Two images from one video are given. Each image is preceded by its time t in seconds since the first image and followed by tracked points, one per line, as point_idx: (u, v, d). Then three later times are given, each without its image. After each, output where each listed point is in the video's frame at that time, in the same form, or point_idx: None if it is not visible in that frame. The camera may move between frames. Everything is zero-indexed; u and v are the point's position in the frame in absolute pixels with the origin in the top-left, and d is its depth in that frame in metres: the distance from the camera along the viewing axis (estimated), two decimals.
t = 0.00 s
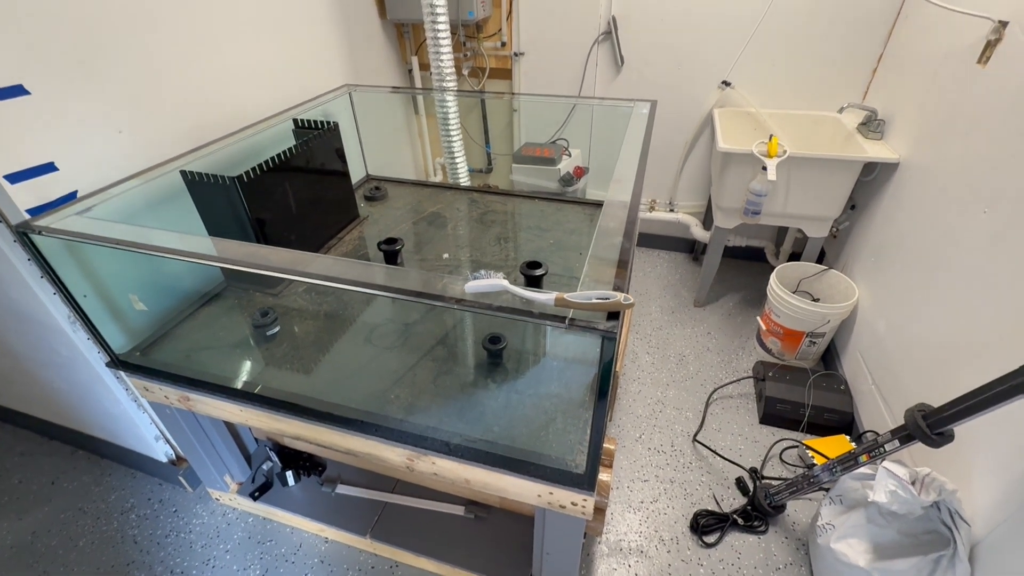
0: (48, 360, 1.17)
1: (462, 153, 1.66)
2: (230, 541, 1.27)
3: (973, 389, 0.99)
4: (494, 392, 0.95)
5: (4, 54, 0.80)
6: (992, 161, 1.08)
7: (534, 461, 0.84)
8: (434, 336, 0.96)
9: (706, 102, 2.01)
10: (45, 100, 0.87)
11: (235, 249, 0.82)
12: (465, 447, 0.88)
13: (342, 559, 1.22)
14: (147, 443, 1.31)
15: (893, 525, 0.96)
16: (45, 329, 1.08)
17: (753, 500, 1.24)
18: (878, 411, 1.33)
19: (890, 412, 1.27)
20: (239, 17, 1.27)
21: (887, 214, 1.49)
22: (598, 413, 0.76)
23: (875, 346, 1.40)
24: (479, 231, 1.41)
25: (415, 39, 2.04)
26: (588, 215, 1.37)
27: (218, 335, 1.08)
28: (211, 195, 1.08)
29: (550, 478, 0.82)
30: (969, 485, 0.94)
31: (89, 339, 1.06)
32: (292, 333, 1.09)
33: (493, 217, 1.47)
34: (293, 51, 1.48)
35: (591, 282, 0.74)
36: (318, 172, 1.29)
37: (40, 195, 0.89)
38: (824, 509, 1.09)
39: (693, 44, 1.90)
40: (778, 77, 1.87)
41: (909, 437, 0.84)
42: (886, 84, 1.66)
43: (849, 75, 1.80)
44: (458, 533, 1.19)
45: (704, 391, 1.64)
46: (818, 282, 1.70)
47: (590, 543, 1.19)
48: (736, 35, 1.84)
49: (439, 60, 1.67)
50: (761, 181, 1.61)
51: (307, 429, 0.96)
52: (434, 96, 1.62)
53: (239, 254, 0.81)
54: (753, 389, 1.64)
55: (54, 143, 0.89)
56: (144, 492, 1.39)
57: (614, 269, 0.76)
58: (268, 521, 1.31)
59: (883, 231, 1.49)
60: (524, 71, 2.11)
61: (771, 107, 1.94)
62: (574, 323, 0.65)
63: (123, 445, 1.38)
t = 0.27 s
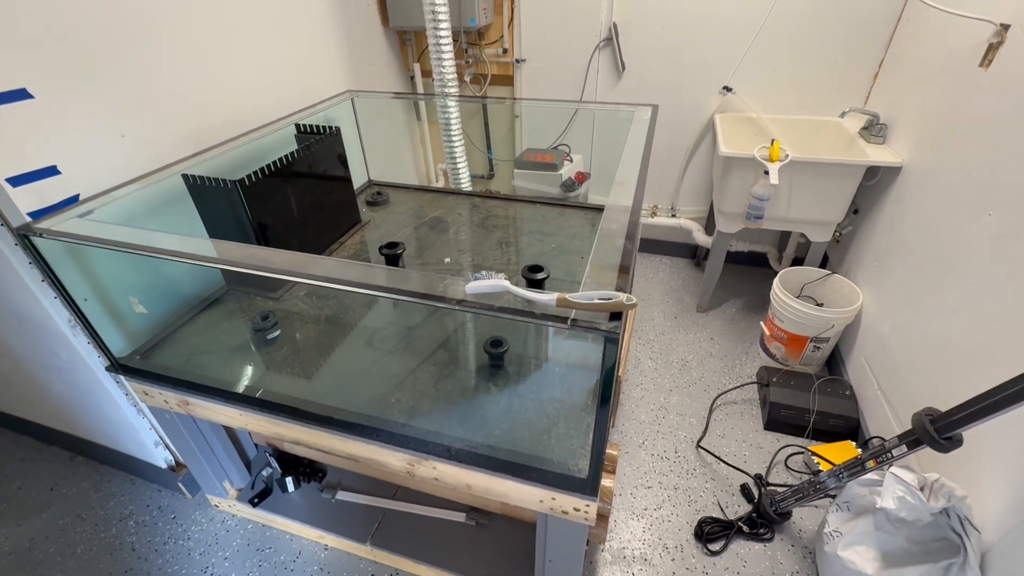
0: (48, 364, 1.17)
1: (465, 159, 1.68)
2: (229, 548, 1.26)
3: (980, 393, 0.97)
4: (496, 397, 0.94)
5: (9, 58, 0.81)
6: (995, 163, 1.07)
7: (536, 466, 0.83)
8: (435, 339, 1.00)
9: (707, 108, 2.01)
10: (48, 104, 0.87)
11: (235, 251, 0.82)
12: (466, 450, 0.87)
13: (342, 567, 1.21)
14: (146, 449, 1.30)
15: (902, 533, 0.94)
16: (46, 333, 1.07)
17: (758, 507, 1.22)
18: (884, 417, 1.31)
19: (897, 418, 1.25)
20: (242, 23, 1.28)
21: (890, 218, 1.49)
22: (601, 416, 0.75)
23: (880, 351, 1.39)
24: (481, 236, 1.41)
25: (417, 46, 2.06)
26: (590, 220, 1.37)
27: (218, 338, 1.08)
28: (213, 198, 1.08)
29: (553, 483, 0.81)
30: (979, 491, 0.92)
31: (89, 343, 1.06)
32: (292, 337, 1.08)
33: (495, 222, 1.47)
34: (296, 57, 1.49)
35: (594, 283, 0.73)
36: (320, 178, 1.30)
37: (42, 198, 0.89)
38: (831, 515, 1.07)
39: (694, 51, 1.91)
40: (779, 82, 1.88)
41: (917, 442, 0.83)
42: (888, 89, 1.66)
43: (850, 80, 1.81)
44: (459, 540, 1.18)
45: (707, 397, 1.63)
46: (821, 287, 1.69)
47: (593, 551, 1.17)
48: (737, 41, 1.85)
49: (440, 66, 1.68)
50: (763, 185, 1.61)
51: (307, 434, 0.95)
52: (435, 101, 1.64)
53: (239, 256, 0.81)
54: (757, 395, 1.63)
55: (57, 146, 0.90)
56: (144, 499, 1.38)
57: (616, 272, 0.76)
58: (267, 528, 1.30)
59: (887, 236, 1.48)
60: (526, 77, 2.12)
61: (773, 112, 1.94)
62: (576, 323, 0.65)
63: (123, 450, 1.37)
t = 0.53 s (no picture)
0: (51, 374, 1.17)
1: (468, 170, 1.69)
2: (228, 561, 1.24)
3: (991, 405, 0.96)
4: (499, 407, 0.93)
5: (19, 71, 0.82)
6: (1000, 172, 1.07)
7: (540, 477, 0.82)
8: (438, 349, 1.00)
9: (710, 120, 2.02)
10: (57, 115, 0.89)
11: (238, 259, 0.83)
12: (469, 461, 0.86)
13: None
14: (147, 460, 1.29)
15: (915, 548, 0.92)
16: (50, 343, 1.08)
17: (766, 521, 1.20)
18: (894, 429, 1.29)
19: (907, 431, 1.23)
20: (250, 37, 1.30)
21: (895, 228, 1.48)
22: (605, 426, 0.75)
23: (888, 362, 1.37)
24: (485, 246, 1.41)
25: (422, 61, 2.09)
26: (593, 230, 1.37)
27: (220, 348, 1.07)
28: (218, 208, 1.08)
29: (556, 495, 0.80)
30: (993, 506, 0.90)
31: (93, 352, 1.06)
32: (295, 347, 1.08)
33: (498, 232, 1.47)
34: (302, 71, 1.51)
35: (598, 292, 0.73)
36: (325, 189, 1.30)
37: (49, 208, 0.90)
38: (841, 530, 1.05)
39: (696, 64, 1.92)
40: (781, 94, 1.89)
41: (929, 454, 0.81)
42: (890, 100, 1.67)
43: (852, 92, 1.82)
44: (461, 555, 1.16)
45: (713, 409, 1.61)
46: (828, 297, 1.68)
47: (597, 566, 1.15)
48: (738, 53, 1.86)
49: (445, 79, 1.70)
50: (767, 195, 1.61)
51: (309, 444, 0.94)
52: (439, 113, 1.66)
53: (242, 264, 0.81)
54: (764, 407, 1.61)
55: (64, 157, 0.91)
56: (143, 511, 1.36)
57: (620, 280, 0.75)
58: (267, 541, 1.28)
59: (892, 246, 1.48)
60: (529, 90, 2.14)
61: (776, 123, 1.95)
62: (579, 331, 0.64)
63: (123, 461, 1.36)
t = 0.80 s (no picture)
0: (61, 391, 1.18)
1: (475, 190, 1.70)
2: None
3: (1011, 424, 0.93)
4: (507, 425, 0.93)
5: (42, 93, 0.85)
6: (1009, 188, 1.06)
7: (548, 497, 0.81)
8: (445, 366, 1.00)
9: (715, 138, 2.04)
10: (76, 136, 0.91)
11: (248, 276, 0.84)
12: (475, 479, 0.85)
13: None
14: (153, 478, 1.29)
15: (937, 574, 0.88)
16: (61, 360, 1.08)
17: (781, 545, 1.15)
18: (911, 450, 1.26)
19: (924, 452, 1.20)
20: (265, 61, 1.34)
21: (906, 245, 1.47)
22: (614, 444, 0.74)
23: (903, 381, 1.34)
24: (492, 263, 1.41)
25: (430, 82, 2.13)
26: (600, 247, 1.38)
27: (228, 365, 1.08)
28: (230, 226, 1.10)
29: (564, 515, 0.78)
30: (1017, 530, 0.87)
31: (102, 369, 1.06)
32: (302, 364, 1.08)
33: (505, 250, 1.48)
34: (314, 93, 1.55)
35: (605, 307, 0.72)
36: (335, 209, 1.33)
37: (65, 226, 0.92)
38: (859, 556, 1.00)
39: (701, 84, 1.95)
40: (786, 112, 1.90)
41: (948, 475, 0.79)
42: (896, 118, 1.67)
43: (857, 110, 1.83)
44: None
45: (723, 428, 1.58)
46: (838, 314, 1.66)
47: None
48: (743, 73, 1.89)
49: (453, 100, 1.74)
50: (774, 213, 1.61)
51: (314, 462, 0.93)
52: (447, 134, 1.68)
53: (252, 280, 0.82)
54: (775, 427, 1.58)
55: (82, 177, 0.93)
56: (147, 530, 1.35)
57: (628, 296, 0.75)
58: (271, 562, 1.26)
59: (903, 263, 1.46)
60: (536, 110, 2.18)
61: (781, 141, 1.96)
62: (587, 346, 0.64)
63: (129, 479, 1.36)
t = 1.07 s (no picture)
0: (73, 405, 1.19)
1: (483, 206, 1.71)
2: None
3: None
4: (514, 441, 0.92)
5: (64, 114, 0.88)
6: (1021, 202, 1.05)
7: (556, 515, 0.79)
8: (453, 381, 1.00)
9: (722, 155, 2.05)
10: (96, 154, 0.94)
11: (258, 290, 0.85)
12: (482, 496, 0.84)
13: None
14: (159, 494, 1.29)
15: None
16: (74, 374, 1.10)
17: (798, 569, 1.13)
18: (929, 471, 1.22)
19: (944, 472, 1.17)
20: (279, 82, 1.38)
21: (917, 261, 1.45)
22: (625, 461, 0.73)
23: (919, 399, 1.31)
24: (500, 279, 1.42)
25: (440, 103, 2.18)
26: (607, 263, 1.38)
27: (237, 379, 1.08)
28: (242, 242, 1.12)
29: (573, 534, 0.77)
30: None
31: (113, 383, 1.07)
32: (310, 379, 1.08)
33: (513, 266, 1.49)
34: (327, 113, 1.58)
35: (613, 322, 0.72)
36: (345, 225, 1.34)
37: (81, 241, 0.94)
38: None
39: (707, 103, 1.97)
40: (793, 130, 1.92)
41: (969, 496, 0.77)
42: (903, 135, 1.67)
43: (864, 127, 1.84)
44: None
45: (735, 447, 1.55)
46: (850, 331, 1.64)
47: None
48: (748, 92, 1.91)
49: (462, 119, 1.77)
50: (783, 228, 1.61)
51: (320, 477, 0.93)
52: (456, 150, 1.73)
53: (262, 294, 0.83)
54: (788, 446, 1.55)
55: (99, 194, 0.95)
56: (153, 547, 1.35)
57: (635, 310, 0.76)
58: None
59: (915, 279, 1.45)
60: (544, 129, 2.20)
61: (788, 158, 1.97)
62: (596, 360, 0.64)
63: (136, 495, 1.36)
